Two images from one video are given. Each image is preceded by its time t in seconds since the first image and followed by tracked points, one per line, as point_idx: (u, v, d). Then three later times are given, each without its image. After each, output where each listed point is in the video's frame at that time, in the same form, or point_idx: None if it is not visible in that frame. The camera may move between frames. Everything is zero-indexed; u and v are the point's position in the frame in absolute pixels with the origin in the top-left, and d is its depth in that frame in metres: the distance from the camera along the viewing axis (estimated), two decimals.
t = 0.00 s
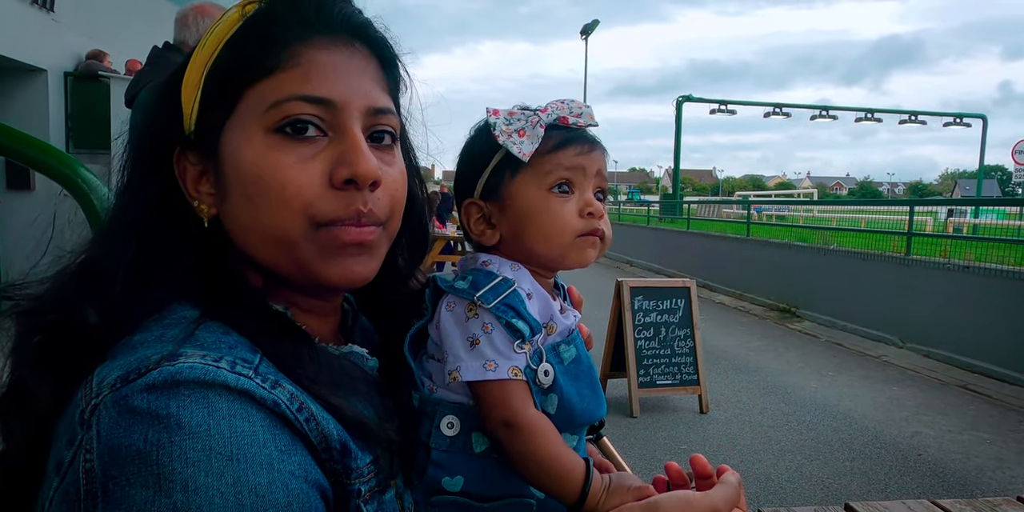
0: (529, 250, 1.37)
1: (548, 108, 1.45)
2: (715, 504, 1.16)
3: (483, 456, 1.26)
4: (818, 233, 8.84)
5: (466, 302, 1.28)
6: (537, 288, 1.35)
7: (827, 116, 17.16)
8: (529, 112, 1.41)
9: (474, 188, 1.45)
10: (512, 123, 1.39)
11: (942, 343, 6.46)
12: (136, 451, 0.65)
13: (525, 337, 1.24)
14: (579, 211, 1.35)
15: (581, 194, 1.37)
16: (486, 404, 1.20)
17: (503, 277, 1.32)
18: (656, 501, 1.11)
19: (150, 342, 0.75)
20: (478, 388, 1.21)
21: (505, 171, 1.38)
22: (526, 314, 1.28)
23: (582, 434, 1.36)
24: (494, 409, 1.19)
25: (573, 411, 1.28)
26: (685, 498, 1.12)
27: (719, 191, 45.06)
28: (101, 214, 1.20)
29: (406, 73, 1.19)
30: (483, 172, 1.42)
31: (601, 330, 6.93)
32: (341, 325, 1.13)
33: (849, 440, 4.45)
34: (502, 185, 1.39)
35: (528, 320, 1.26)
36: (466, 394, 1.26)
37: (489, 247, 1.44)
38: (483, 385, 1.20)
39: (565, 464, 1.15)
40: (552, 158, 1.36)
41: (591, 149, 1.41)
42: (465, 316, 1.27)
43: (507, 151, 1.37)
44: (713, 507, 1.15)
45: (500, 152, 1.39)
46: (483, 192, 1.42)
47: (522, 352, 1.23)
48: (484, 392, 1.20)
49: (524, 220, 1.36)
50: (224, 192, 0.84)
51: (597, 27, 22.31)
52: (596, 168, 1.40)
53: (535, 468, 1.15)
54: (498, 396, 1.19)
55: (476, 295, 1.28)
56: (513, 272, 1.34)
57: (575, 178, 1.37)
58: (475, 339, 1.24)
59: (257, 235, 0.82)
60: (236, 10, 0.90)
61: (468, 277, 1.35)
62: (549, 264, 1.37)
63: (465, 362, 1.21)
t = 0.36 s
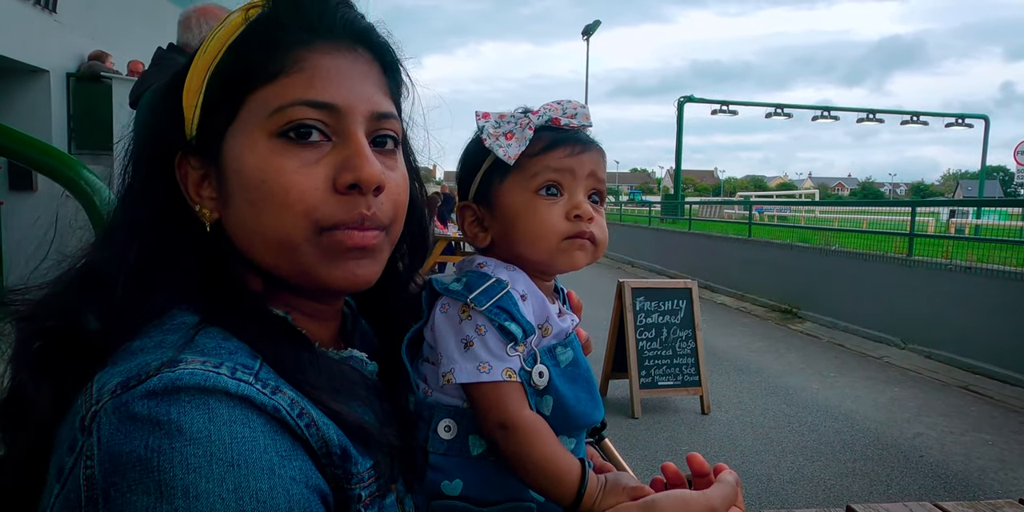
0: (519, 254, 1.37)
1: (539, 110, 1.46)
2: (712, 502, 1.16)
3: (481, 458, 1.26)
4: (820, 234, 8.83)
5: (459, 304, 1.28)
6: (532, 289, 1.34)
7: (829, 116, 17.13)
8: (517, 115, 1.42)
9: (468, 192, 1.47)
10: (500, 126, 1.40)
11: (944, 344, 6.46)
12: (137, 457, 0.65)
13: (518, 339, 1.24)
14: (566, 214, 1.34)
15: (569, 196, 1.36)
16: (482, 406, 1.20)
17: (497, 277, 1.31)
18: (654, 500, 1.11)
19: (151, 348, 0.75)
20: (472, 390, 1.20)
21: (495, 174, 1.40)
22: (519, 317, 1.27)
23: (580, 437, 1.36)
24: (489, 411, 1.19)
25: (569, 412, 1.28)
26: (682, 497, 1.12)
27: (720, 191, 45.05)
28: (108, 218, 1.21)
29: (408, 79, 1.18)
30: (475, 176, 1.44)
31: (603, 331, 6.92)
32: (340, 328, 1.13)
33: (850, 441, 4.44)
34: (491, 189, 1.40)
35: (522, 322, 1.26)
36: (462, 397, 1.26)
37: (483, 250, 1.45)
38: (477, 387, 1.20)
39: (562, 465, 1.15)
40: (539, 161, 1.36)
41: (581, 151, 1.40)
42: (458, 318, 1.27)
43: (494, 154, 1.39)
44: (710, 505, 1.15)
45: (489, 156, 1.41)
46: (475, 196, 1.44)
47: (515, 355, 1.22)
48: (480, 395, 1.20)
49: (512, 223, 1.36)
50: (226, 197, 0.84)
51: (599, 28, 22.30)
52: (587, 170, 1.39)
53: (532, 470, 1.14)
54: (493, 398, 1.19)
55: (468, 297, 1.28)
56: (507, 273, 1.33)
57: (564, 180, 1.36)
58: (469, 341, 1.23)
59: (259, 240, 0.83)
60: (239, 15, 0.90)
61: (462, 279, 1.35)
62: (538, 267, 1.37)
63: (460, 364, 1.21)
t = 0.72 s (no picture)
0: (521, 256, 1.38)
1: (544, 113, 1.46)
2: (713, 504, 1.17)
3: (482, 461, 1.27)
4: (822, 235, 8.82)
5: (459, 308, 1.29)
6: (532, 293, 1.35)
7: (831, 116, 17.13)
8: (523, 117, 1.42)
9: (470, 194, 1.47)
10: (506, 128, 1.40)
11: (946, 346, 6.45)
12: (144, 461, 0.66)
13: (519, 343, 1.25)
14: (569, 217, 1.35)
15: (572, 200, 1.37)
16: (484, 410, 1.21)
17: (497, 281, 1.31)
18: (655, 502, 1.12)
19: (158, 352, 0.76)
20: (474, 394, 1.21)
21: (498, 176, 1.40)
22: (519, 320, 1.28)
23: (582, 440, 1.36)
24: (491, 415, 1.19)
25: (571, 416, 1.29)
26: (683, 499, 1.12)
27: (722, 192, 45.04)
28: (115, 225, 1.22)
29: (411, 83, 1.19)
30: (478, 178, 1.45)
31: (605, 332, 6.92)
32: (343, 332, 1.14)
33: (852, 442, 4.44)
34: (494, 191, 1.40)
35: (522, 326, 1.27)
36: (464, 401, 1.27)
37: (485, 252, 1.46)
38: (479, 391, 1.20)
39: (564, 468, 1.15)
40: (542, 165, 1.37)
41: (583, 156, 1.41)
42: (459, 323, 1.27)
43: (499, 156, 1.39)
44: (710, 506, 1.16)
45: (494, 157, 1.41)
46: (478, 197, 1.44)
47: (516, 359, 1.23)
48: (481, 398, 1.20)
49: (515, 226, 1.37)
50: (233, 202, 0.85)
51: (600, 28, 22.31)
52: (589, 175, 1.39)
53: (535, 473, 1.15)
54: (495, 402, 1.19)
55: (468, 301, 1.28)
56: (507, 276, 1.34)
57: (567, 184, 1.37)
58: (470, 346, 1.24)
59: (268, 246, 0.83)
60: (245, 21, 0.91)
61: (463, 283, 1.36)
62: (539, 271, 1.38)
63: (461, 369, 1.22)
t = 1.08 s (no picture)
0: (534, 254, 1.37)
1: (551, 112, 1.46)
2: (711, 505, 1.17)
3: (483, 462, 1.27)
4: (824, 236, 8.81)
5: (460, 310, 1.29)
6: (532, 293, 1.35)
7: (832, 117, 17.10)
8: (533, 114, 1.41)
9: (475, 191, 1.45)
10: (517, 124, 1.39)
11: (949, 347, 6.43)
12: (144, 462, 0.66)
13: (519, 344, 1.25)
14: (584, 213, 1.36)
15: (583, 197, 1.38)
16: (484, 411, 1.20)
17: (495, 282, 1.31)
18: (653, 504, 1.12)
19: (159, 354, 0.76)
20: (474, 396, 1.21)
21: (508, 172, 1.39)
22: (519, 322, 1.28)
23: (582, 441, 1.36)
24: (490, 416, 1.19)
25: (571, 417, 1.29)
26: (681, 501, 1.12)
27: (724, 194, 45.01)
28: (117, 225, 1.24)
29: (412, 86, 1.19)
30: (484, 175, 1.43)
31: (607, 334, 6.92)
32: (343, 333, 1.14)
33: (855, 445, 4.43)
34: (506, 187, 1.39)
35: (522, 327, 1.27)
36: (463, 402, 1.27)
37: (491, 249, 1.43)
38: (478, 393, 1.20)
39: (563, 469, 1.15)
40: (555, 161, 1.37)
41: (593, 155, 1.42)
42: (459, 324, 1.27)
43: (513, 152, 1.38)
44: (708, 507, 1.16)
45: (505, 153, 1.40)
46: (487, 194, 1.42)
47: (517, 361, 1.22)
48: (480, 400, 1.20)
49: (528, 222, 1.36)
50: (239, 206, 0.85)
51: (601, 30, 22.28)
52: (598, 174, 1.41)
53: (534, 475, 1.15)
54: (495, 403, 1.19)
55: (468, 303, 1.28)
56: (506, 276, 1.34)
57: (579, 181, 1.38)
58: (471, 348, 1.24)
59: (275, 249, 0.84)
60: (248, 24, 0.91)
61: (462, 284, 1.36)
62: (549, 269, 1.38)
63: (461, 370, 1.22)
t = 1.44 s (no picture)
0: (545, 249, 1.36)
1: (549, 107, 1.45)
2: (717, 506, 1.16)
3: (490, 462, 1.26)
4: (827, 238, 8.80)
5: (466, 309, 1.27)
6: (538, 292, 1.34)
7: (834, 119, 17.10)
8: (533, 109, 1.41)
9: (478, 189, 1.43)
10: (518, 119, 1.39)
11: (953, 349, 6.39)
12: (148, 460, 0.65)
13: (528, 344, 1.23)
14: (591, 204, 1.36)
15: (588, 189, 1.38)
16: (491, 412, 1.19)
17: (503, 281, 1.31)
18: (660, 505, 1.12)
19: (162, 351, 0.75)
20: (482, 396, 1.20)
21: (513, 168, 1.38)
22: (527, 320, 1.26)
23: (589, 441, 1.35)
24: (497, 416, 1.18)
25: (579, 416, 1.28)
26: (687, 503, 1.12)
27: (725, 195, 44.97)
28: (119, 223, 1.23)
29: (414, 83, 1.18)
30: (487, 172, 1.41)
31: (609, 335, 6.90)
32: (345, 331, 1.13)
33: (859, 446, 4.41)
34: (512, 183, 1.38)
35: (530, 326, 1.25)
36: (471, 402, 1.25)
37: (499, 247, 1.41)
38: (487, 392, 1.19)
39: (571, 470, 1.15)
40: (559, 154, 1.37)
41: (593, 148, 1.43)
42: (466, 323, 1.26)
43: (518, 146, 1.37)
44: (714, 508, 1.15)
45: (509, 148, 1.39)
46: (492, 190, 1.40)
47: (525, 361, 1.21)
48: (488, 401, 1.19)
49: (538, 217, 1.35)
50: (241, 202, 0.84)
51: (603, 32, 22.30)
52: (597, 166, 1.42)
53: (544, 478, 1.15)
54: (502, 405, 1.18)
55: (476, 301, 1.27)
56: (513, 274, 1.34)
57: (582, 173, 1.38)
58: (478, 347, 1.23)
59: (277, 246, 0.83)
60: (249, 20, 0.90)
61: (467, 283, 1.34)
62: (560, 264, 1.37)
63: (469, 370, 1.21)
